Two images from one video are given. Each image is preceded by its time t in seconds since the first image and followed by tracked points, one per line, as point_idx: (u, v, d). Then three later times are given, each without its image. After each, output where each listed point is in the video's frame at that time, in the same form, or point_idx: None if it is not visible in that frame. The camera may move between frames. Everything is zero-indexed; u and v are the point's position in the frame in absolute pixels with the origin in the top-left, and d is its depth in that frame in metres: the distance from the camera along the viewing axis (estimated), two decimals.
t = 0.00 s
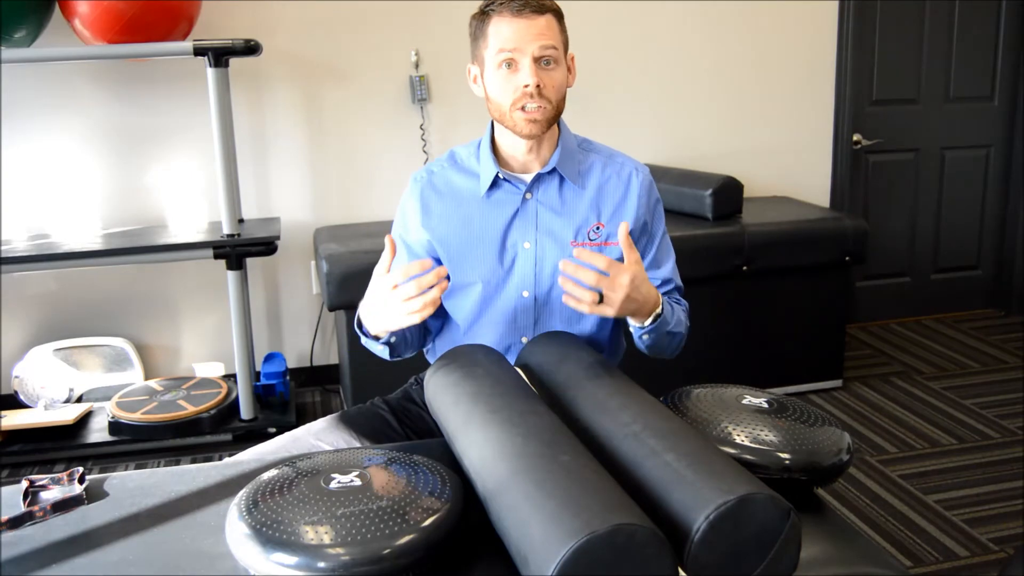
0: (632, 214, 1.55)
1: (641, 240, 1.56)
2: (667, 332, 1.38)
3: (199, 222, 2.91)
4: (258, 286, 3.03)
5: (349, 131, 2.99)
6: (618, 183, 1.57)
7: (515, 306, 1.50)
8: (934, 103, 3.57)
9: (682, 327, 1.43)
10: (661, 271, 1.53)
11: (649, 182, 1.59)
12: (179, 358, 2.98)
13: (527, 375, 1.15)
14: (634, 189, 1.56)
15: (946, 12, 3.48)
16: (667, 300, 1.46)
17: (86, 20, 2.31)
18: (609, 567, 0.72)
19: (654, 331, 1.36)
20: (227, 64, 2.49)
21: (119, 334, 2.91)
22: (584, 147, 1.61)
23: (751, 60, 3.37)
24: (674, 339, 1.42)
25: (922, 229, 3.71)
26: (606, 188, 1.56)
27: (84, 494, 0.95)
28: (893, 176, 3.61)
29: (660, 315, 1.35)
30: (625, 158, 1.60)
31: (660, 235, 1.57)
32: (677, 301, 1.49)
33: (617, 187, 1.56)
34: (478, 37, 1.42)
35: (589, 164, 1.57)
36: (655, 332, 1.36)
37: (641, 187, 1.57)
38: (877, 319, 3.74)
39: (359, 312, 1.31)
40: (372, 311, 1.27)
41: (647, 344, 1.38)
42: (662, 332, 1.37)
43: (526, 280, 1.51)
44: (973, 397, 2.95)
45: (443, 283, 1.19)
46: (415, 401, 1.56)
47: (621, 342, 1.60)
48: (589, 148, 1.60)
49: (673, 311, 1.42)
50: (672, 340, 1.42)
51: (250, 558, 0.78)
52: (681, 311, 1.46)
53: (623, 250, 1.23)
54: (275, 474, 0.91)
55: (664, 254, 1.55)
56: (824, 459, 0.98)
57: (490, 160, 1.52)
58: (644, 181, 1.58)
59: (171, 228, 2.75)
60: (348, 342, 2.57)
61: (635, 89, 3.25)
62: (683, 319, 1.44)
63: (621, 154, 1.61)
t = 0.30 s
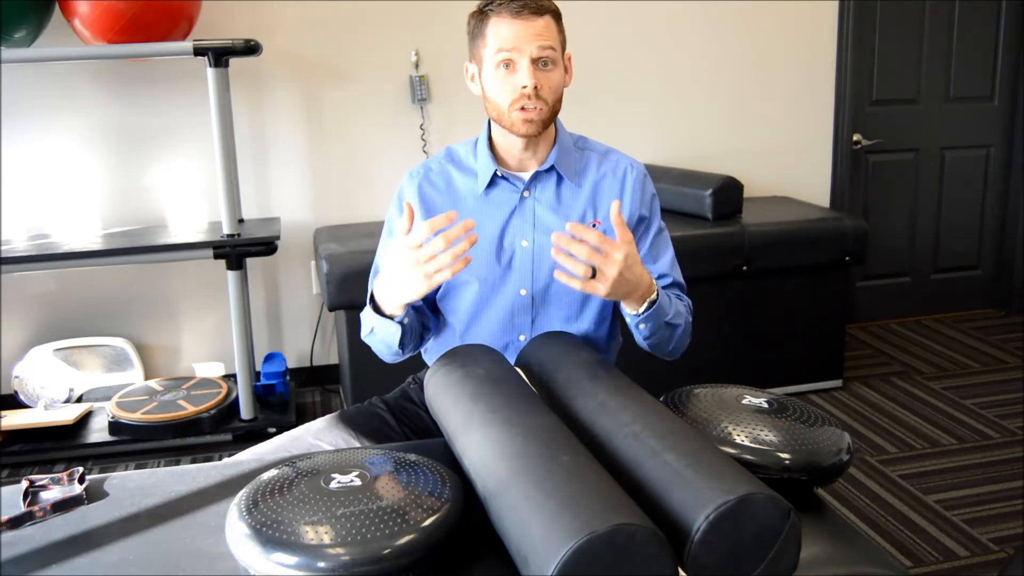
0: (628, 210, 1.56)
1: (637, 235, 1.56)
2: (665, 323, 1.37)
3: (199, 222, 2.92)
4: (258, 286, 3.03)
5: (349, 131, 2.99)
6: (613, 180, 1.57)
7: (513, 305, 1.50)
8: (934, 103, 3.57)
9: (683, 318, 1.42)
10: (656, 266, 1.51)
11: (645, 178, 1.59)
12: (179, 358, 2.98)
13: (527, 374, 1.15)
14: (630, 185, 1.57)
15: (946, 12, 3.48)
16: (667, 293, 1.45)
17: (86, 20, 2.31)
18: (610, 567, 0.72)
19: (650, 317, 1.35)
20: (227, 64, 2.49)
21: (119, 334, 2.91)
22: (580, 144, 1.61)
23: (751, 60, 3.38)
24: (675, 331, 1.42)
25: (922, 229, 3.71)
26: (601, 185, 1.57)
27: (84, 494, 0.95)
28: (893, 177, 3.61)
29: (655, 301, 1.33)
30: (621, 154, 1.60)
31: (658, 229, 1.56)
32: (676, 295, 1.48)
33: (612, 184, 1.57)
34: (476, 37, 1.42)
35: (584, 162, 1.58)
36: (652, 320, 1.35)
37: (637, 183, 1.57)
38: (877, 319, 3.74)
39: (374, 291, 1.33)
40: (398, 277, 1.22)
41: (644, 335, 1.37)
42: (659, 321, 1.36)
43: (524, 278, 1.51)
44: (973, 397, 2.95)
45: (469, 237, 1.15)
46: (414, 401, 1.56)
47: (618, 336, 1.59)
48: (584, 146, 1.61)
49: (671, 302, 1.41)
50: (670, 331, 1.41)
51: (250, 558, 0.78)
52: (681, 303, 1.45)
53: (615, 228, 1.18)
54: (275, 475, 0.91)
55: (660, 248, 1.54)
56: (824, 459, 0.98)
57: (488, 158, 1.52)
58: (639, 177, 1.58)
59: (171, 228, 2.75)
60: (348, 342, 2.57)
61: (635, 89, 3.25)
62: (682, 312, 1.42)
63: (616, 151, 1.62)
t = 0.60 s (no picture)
0: (626, 217, 1.56)
1: (634, 242, 1.56)
2: (659, 341, 1.38)
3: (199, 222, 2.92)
4: (258, 286, 3.03)
5: (349, 131, 2.99)
6: (611, 187, 1.57)
7: (511, 311, 1.51)
8: (934, 103, 3.57)
9: (679, 333, 1.43)
10: (651, 272, 1.51)
11: (643, 184, 1.59)
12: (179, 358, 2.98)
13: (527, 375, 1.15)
14: (628, 192, 1.57)
15: (946, 12, 3.48)
16: (660, 306, 1.46)
17: (86, 20, 2.31)
18: (609, 567, 0.72)
19: (643, 339, 1.37)
20: (227, 64, 2.49)
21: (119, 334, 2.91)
22: (579, 149, 1.61)
23: (751, 60, 3.37)
24: (669, 346, 1.41)
25: (922, 229, 3.71)
26: (600, 192, 1.56)
27: (84, 494, 0.95)
28: (893, 176, 3.61)
29: (647, 326, 1.36)
30: (619, 160, 1.60)
31: (655, 237, 1.56)
32: (672, 305, 1.49)
33: (611, 191, 1.56)
34: (476, 45, 1.42)
35: (583, 169, 1.57)
36: (645, 342, 1.37)
37: (635, 190, 1.57)
38: (878, 319, 3.74)
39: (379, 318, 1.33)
40: (397, 318, 1.24)
41: (639, 352, 1.39)
42: (652, 339, 1.38)
43: (523, 285, 1.52)
44: (973, 397, 2.95)
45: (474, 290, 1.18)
46: (411, 400, 1.56)
47: (616, 338, 1.59)
48: (583, 151, 1.60)
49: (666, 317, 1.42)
50: (667, 346, 1.41)
51: (250, 558, 0.78)
52: (676, 315, 1.46)
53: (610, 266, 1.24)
54: (275, 474, 0.91)
55: (655, 253, 1.55)
56: (824, 459, 0.98)
57: (488, 165, 1.52)
58: (637, 184, 1.58)
59: (171, 228, 2.75)
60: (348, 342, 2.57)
61: (635, 89, 3.25)
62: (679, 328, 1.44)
63: (615, 156, 1.61)
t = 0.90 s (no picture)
0: (623, 216, 1.56)
1: (632, 241, 1.56)
2: (658, 339, 1.38)
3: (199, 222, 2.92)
4: (258, 286, 3.03)
5: (348, 131, 2.99)
6: (608, 186, 1.57)
7: (509, 311, 1.50)
8: (934, 103, 3.57)
9: (677, 331, 1.43)
10: (649, 270, 1.51)
11: (640, 183, 1.59)
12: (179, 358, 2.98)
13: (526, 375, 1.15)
14: (625, 191, 1.57)
15: (946, 12, 3.48)
16: (658, 305, 1.45)
17: (86, 20, 2.31)
18: (609, 567, 0.72)
19: (642, 338, 1.37)
20: (227, 64, 2.49)
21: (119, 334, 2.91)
22: (576, 150, 1.61)
23: (751, 60, 3.37)
24: (668, 344, 1.42)
25: (922, 228, 3.71)
26: (597, 191, 1.56)
27: (84, 494, 0.95)
28: (893, 176, 3.61)
29: (646, 323, 1.35)
30: (616, 160, 1.60)
31: (653, 236, 1.56)
32: (670, 303, 1.49)
33: (608, 190, 1.56)
34: (472, 45, 1.42)
35: (580, 169, 1.57)
36: (643, 340, 1.37)
37: (631, 189, 1.57)
38: (878, 319, 3.74)
39: (375, 317, 1.33)
40: (393, 317, 1.24)
41: (638, 350, 1.39)
42: (651, 338, 1.37)
43: (520, 285, 1.52)
44: (973, 397, 2.95)
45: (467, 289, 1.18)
46: (410, 399, 1.56)
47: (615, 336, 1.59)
48: (580, 151, 1.60)
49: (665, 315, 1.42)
50: (666, 343, 1.41)
51: (250, 558, 0.78)
52: (675, 314, 1.46)
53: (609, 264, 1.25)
54: (275, 475, 0.91)
55: (653, 252, 1.55)
56: (824, 459, 0.98)
57: (486, 165, 1.52)
58: (633, 184, 1.58)
59: (171, 228, 2.75)
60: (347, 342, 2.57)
61: (635, 88, 3.25)
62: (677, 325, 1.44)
63: (612, 155, 1.61)
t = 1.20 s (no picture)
0: (622, 215, 1.56)
1: (631, 240, 1.56)
2: (658, 337, 1.38)
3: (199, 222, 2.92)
4: (258, 286, 3.03)
5: (348, 131, 2.99)
6: (607, 185, 1.57)
7: (508, 310, 1.50)
8: (934, 103, 3.57)
9: (676, 330, 1.43)
10: (648, 269, 1.51)
11: (638, 182, 1.60)
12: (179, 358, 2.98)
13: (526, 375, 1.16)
14: (624, 190, 1.57)
15: (945, 12, 3.48)
16: (658, 303, 1.45)
17: (86, 20, 2.31)
18: (609, 566, 0.72)
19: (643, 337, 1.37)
20: (227, 64, 2.49)
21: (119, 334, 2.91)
22: (575, 148, 1.61)
23: (751, 60, 3.37)
24: (668, 342, 1.42)
25: (922, 228, 3.71)
26: (595, 190, 1.56)
27: (84, 494, 0.95)
28: (893, 176, 3.61)
29: (646, 321, 1.35)
30: (615, 159, 1.60)
31: (651, 234, 1.56)
32: (669, 301, 1.49)
33: (606, 189, 1.56)
34: (470, 45, 1.42)
35: (579, 168, 1.57)
36: (643, 338, 1.37)
37: (630, 188, 1.57)
38: (878, 319, 3.74)
39: (374, 316, 1.33)
40: (391, 316, 1.24)
41: (637, 348, 1.39)
42: (651, 335, 1.37)
43: (519, 284, 1.52)
44: (972, 397, 2.95)
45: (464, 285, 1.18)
46: (410, 398, 1.56)
47: (615, 334, 1.59)
48: (579, 150, 1.60)
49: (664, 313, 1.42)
50: (665, 341, 1.41)
51: (250, 558, 0.78)
52: (675, 312, 1.46)
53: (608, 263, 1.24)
54: (275, 475, 0.91)
55: (652, 251, 1.55)
56: (824, 459, 0.98)
57: (484, 165, 1.52)
58: (631, 182, 1.58)
59: (171, 228, 2.75)
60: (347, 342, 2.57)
61: (635, 88, 3.25)
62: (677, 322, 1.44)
63: (610, 154, 1.61)
